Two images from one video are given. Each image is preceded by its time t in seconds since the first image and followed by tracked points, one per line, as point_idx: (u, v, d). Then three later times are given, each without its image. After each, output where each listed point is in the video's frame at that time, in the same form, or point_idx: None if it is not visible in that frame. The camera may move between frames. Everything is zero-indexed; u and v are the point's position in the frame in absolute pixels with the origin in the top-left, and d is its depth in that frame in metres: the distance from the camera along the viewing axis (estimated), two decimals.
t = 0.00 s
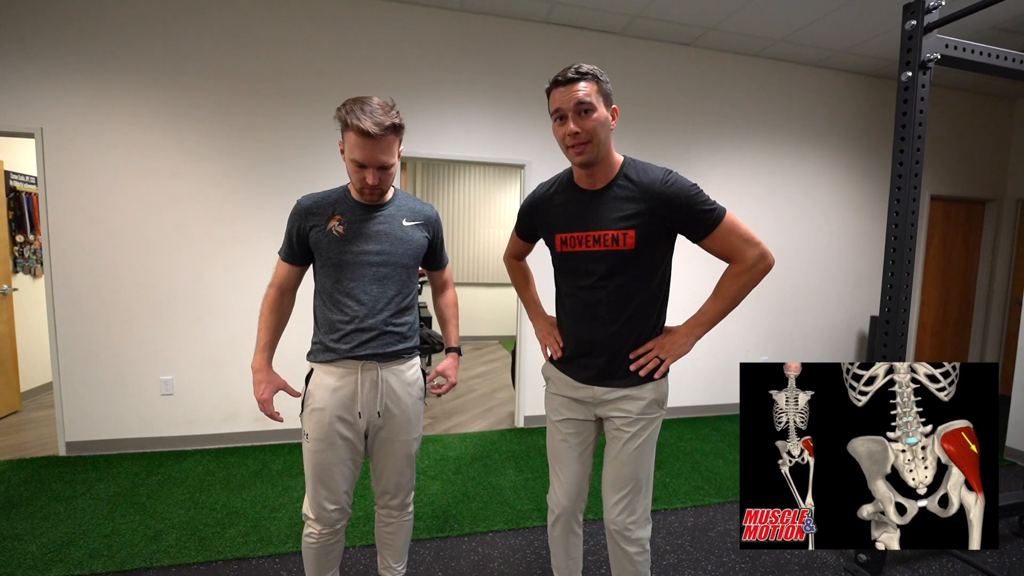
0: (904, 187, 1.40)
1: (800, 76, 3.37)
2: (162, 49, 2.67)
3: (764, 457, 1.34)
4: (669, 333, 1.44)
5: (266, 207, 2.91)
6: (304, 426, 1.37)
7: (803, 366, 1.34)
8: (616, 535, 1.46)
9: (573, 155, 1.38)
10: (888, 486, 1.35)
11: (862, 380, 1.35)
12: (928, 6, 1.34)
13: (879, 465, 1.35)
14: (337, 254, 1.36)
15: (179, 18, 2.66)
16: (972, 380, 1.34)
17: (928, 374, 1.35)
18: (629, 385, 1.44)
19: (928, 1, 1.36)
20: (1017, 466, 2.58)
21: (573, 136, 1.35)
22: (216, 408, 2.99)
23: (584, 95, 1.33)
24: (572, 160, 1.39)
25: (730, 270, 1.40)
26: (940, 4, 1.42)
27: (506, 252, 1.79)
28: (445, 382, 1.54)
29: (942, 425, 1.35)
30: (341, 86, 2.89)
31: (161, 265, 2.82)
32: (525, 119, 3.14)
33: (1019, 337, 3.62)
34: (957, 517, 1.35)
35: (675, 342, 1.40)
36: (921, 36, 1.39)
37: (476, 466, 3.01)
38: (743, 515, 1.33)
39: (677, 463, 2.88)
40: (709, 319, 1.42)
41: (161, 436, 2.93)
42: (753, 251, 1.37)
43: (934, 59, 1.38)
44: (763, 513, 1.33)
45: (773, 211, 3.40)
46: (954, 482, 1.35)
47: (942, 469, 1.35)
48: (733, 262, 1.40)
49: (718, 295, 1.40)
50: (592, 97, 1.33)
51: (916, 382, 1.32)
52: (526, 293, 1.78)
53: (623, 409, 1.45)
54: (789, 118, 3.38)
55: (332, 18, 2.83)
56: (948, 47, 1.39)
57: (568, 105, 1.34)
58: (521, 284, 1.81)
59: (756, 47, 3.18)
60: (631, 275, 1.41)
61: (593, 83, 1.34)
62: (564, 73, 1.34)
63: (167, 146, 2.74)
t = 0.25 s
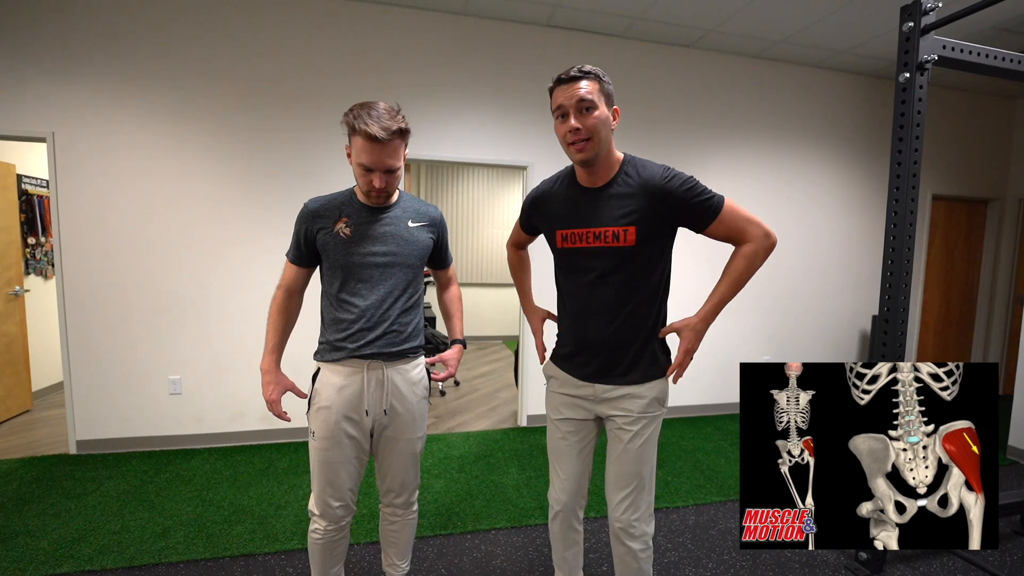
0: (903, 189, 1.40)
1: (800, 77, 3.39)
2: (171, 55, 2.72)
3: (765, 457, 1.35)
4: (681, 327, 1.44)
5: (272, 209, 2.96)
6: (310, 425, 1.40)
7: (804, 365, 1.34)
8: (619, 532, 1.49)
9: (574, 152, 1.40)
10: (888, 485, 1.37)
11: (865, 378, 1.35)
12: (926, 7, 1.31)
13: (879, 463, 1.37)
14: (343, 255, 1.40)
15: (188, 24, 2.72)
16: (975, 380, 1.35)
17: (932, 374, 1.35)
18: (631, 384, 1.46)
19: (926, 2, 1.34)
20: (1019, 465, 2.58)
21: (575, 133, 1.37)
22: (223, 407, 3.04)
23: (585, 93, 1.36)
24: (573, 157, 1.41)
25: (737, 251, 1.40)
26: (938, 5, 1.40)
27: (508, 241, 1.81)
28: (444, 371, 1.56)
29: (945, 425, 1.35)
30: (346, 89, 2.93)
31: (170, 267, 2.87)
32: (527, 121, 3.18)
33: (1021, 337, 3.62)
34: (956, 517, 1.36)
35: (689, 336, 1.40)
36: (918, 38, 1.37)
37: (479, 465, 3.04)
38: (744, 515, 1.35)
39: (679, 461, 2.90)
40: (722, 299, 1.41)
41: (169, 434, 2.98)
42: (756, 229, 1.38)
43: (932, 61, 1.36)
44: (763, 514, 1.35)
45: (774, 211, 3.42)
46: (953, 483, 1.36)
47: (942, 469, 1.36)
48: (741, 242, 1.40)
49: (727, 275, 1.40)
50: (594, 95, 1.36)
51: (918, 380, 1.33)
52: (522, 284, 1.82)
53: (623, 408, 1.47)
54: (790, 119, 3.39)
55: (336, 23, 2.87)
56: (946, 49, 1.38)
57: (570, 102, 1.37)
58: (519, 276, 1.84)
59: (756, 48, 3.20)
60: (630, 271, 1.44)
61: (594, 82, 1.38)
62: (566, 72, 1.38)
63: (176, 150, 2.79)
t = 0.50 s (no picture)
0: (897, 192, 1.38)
1: (798, 79, 3.43)
2: (175, 59, 2.75)
3: (765, 455, 1.37)
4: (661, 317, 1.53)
5: (275, 210, 2.99)
6: (312, 424, 1.43)
7: (805, 366, 1.36)
8: (619, 529, 1.51)
9: (573, 151, 1.43)
10: (888, 483, 1.38)
11: (867, 378, 1.35)
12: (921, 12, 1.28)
13: (880, 461, 1.38)
14: (344, 255, 1.42)
15: (192, 28, 2.75)
16: (978, 381, 1.36)
17: (935, 373, 1.37)
18: (633, 382, 1.49)
19: (919, 5, 1.31)
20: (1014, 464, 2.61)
21: (574, 133, 1.40)
22: (226, 407, 3.07)
23: (585, 93, 1.39)
24: (572, 156, 1.44)
25: (718, 258, 1.47)
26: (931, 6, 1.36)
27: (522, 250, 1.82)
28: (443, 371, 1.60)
29: (946, 425, 1.38)
30: (348, 92, 2.97)
31: (173, 268, 2.90)
32: (527, 123, 3.21)
33: (1016, 336, 3.66)
34: (956, 517, 1.38)
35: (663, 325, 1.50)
36: (912, 42, 1.34)
37: (480, 464, 3.07)
38: (743, 515, 1.38)
39: (678, 460, 2.92)
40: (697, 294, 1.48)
41: (172, 434, 3.00)
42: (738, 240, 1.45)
43: (925, 65, 1.34)
44: (763, 514, 1.37)
45: (772, 212, 3.45)
46: (954, 483, 1.38)
47: (943, 469, 1.38)
48: (723, 250, 1.47)
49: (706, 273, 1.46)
50: (593, 95, 1.39)
51: (921, 380, 1.34)
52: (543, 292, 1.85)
53: (620, 407, 1.50)
54: (788, 121, 3.43)
55: (338, 26, 2.90)
56: (939, 53, 1.36)
57: (570, 102, 1.39)
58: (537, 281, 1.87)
59: (754, 51, 3.23)
60: (627, 269, 1.46)
61: (593, 83, 1.40)
62: (566, 73, 1.41)
63: (180, 153, 2.83)
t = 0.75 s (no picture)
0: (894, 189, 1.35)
1: (797, 79, 3.44)
2: (180, 61, 2.79)
3: (764, 454, 1.37)
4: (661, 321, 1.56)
5: (278, 210, 3.01)
6: (314, 423, 1.46)
7: (805, 365, 1.34)
8: (619, 525, 1.53)
9: (572, 151, 1.45)
10: (888, 482, 1.37)
11: (868, 377, 1.35)
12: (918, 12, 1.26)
13: (880, 461, 1.37)
14: (344, 255, 1.45)
15: (195, 29, 2.78)
16: (979, 380, 1.35)
17: (936, 373, 1.36)
18: (631, 380, 1.50)
19: (917, 5, 1.29)
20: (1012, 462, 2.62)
21: (573, 133, 1.42)
22: (229, 406, 3.10)
23: (584, 94, 1.41)
24: (571, 156, 1.46)
25: (715, 260, 1.49)
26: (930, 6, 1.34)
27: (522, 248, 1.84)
28: (441, 369, 1.62)
29: (947, 425, 1.37)
30: (350, 93, 2.99)
31: (176, 268, 2.93)
32: (527, 123, 3.23)
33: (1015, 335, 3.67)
34: (956, 517, 1.38)
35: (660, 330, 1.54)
36: (909, 42, 1.33)
37: (481, 462, 3.09)
38: (744, 515, 1.37)
39: (677, 458, 2.94)
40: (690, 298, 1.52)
41: (176, 432, 3.03)
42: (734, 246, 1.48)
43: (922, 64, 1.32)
44: (763, 514, 1.37)
45: (771, 212, 3.47)
46: (954, 483, 1.37)
47: (943, 469, 1.37)
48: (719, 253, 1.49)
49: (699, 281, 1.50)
50: (592, 96, 1.41)
51: (921, 379, 1.33)
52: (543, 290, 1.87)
53: (618, 404, 1.52)
54: (788, 121, 3.44)
55: (341, 28, 2.93)
56: (936, 53, 1.35)
57: (569, 103, 1.41)
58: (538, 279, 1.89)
59: (754, 51, 3.25)
60: (625, 266, 1.48)
61: (592, 83, 1.42)
62: (566, 73, 1.42)
63: (183, 154, 2.85)
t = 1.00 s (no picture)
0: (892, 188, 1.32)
1: (796, 79, 3.46)
2: (183, 63, 2.81)
3: (764, 454, 1.38)
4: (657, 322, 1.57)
5: (280, 210, 3.04)
6: (317, 427, 1.48)
7: (805, 365, 1.36)
8: (619, 522, 1.55)
9: (573, 151, 1.47)
10: (888, 482, 1.38)
11: (869, 378, 1.36)
12: (914, 13, 1.26)
13: (880, 461, 1.38)
14: (344, 263, 1.46)
15: (199, 32, 2.81)
16: (979, 381, 1.36)
17: (936, 373, 1.37)
18: (629, 378, 1.52)
19: (913, 7, 1.28)
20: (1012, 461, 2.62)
21: (574, 133, 1.44)
22: (232, 405, 3.12)
23: (585, 95, 1.43)
24: (572, 156, 1.48)
25: (710, 263, 1.51)
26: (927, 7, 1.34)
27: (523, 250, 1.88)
28: (441, 373, 1.64)
29: (946, 425, 1.37)
30: (352, 94, 3.02)
31: (180, 269, 2.96)
32: (528, 124, 3.25)
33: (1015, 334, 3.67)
34: (957, 517, 1.38)
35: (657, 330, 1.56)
36: (906, 44, 1.31)
37: (481, 460, 3.10)
38: (744, 515, 1.38)
39: (677, 457, 2.95)
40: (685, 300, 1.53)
41: (179, 431, 3.06)
42: (728, 247, 1.50)
43: (920, 65, 1.30)
44: (763, 514, 1.38)
45: (771, 212, 3.48)
46: (954, 483, 1.38)
47: (943, 469, 1.38)
48: (715, 255, 1.51)
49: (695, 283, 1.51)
50: (593, 97, 1.43)
51: (921, 379, 1.34)
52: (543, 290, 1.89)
53: (616, 403, 1.53)
54: (787, 121, 3.46)
55: (342, 30, 2.96)
56: (933, 53, 1.34)
57: (571, 103, 1.43)
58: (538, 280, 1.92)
59: (753, 52, 3.26)
60: (624, 267, 1.50)
61: (593, 84, 1.44)
62: (567, 73, 1.44)
63: (187, 156, 2.88)
